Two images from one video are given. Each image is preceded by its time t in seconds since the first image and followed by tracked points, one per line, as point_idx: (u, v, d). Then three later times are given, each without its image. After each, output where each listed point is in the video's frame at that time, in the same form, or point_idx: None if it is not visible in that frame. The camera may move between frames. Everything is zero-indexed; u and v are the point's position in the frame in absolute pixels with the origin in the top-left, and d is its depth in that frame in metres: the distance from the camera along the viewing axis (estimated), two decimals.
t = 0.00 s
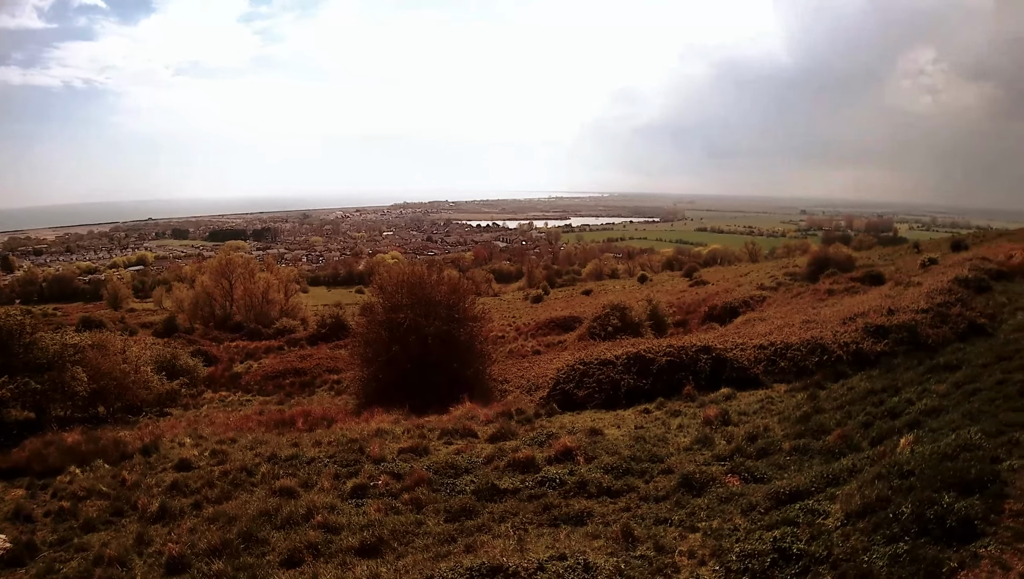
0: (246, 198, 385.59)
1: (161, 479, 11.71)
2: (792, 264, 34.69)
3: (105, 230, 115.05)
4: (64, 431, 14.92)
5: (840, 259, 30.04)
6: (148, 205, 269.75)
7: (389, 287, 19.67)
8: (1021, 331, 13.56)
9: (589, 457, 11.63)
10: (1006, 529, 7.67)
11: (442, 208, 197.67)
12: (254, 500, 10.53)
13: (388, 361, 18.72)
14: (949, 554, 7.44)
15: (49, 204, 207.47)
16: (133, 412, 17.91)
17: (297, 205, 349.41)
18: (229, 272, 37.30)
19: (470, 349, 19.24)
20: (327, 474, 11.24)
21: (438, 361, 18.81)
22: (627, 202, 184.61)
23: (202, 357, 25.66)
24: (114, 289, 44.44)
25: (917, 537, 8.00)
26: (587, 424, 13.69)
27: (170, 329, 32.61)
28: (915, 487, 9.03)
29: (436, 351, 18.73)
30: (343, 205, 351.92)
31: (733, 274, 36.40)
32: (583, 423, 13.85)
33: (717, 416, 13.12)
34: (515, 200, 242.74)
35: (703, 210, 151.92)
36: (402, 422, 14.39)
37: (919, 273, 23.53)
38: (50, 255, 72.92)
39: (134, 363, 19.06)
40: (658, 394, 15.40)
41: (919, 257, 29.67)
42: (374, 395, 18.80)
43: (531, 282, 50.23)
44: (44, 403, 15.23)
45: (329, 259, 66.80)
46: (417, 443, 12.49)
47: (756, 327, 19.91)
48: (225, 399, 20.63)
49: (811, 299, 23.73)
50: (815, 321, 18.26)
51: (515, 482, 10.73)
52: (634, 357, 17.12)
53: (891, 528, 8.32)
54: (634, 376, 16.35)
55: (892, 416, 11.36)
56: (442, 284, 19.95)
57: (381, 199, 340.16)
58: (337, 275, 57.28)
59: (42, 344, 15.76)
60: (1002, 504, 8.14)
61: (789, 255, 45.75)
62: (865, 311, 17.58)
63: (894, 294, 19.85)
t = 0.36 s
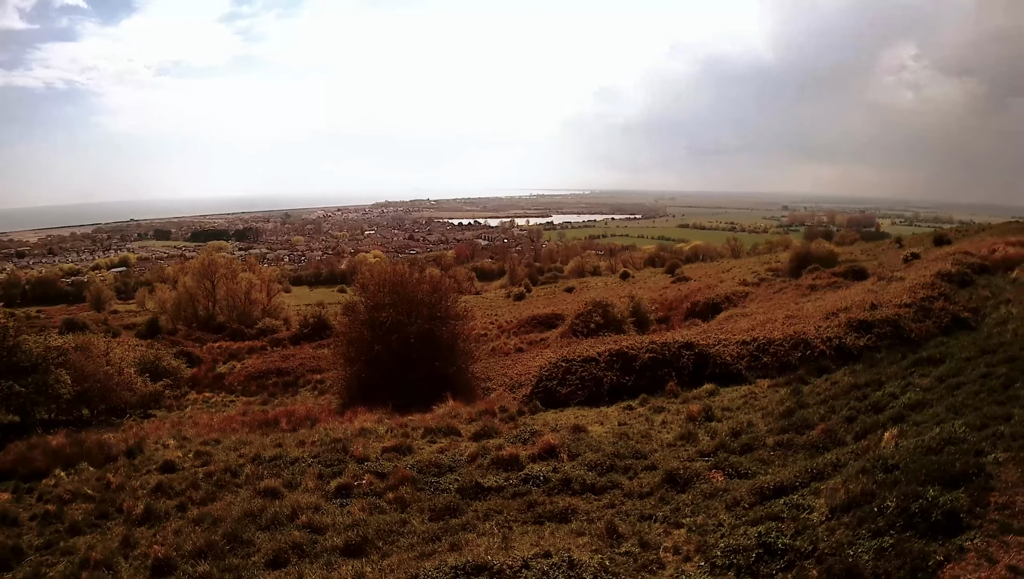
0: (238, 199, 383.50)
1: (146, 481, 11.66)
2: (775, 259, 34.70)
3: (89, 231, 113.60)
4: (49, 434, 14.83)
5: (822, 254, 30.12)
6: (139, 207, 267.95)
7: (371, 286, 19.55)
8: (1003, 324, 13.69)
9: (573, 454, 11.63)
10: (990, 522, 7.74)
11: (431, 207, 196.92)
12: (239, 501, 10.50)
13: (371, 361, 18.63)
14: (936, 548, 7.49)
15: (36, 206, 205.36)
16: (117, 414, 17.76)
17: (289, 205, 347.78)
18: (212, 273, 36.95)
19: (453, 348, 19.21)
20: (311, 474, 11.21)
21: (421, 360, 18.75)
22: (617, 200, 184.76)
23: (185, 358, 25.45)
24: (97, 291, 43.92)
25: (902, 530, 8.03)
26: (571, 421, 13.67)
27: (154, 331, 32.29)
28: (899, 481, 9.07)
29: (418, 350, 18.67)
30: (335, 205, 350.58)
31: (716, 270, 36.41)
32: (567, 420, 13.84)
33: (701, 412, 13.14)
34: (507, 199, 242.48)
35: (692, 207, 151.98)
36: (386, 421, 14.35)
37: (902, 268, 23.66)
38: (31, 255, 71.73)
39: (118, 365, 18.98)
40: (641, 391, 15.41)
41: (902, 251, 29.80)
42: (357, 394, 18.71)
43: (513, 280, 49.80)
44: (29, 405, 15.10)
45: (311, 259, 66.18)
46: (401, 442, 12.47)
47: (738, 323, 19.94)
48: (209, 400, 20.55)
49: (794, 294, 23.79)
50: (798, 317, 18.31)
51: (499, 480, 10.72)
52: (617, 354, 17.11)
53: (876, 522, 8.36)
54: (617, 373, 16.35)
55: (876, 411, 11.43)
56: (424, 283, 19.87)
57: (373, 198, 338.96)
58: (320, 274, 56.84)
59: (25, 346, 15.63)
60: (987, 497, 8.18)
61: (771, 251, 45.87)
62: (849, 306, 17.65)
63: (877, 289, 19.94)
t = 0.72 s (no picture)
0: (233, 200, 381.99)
1: (136, 483, 11.63)
2: (764, 258, 34.70)
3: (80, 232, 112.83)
4: (39, 437, 14.79)
5: (809, 253, 30.19)
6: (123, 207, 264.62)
7: (359, 287, 19.45)
8: (991, 321, 13.75)
9: (562, 454, 11.62)
10: (980, 519, 7.70)
11: (424, 207, 196.26)
12: (228, 503, 10.48)
13: (359, 362, 18.56)
14: (926, 545, 7.46)
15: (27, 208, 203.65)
16: (107, 417, 17.44)
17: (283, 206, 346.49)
18: (199, 275, 36.64)
19: (441, 348, 19.19)
20: (300, 475, 11.18)
21: (409, 361, 18.70)
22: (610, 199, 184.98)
23: (174, 360, 25.34)
24: (84, 293, 43.55)
25: (892, 528, 8.06)
26: (560, 421, 13.64)
27: (143, 333, 31.94)
28: (889, 479, 9.10)
29: (407, 351, 18.62)
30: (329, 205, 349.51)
31: (704, 269, 36.46)
32: (556, 420, 13.84)
33: (689, 411, 13.15)
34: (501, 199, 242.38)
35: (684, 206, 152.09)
36: (374, 422, 14.33)
37: (890, 267, 23.73)
38: (17, 257, 70.80)
39: (106, 367, 18.72)
40: (629, 390, 15.41)
41: (890, 250, 29.87)
42: (346, 396, 18.64)
43: (501, 279, 49.58)
44: (18, 408, 15.27)
45: (298, 259, 65.73)
46: (390, 443, 12.44)
47: (727, 321, 19.96)
48: (197, 402, 20.50)
49: (783, 293, 23.83)
50: (787, 315, 18.36)
51: (488, 480, 10.71)
52: (606, 354, 17.09)
53: (866, 520, 8.38)
54: (606, 372, 16.33)
55: (866, 409, 11.47)
56: (412, 283, 19.81)
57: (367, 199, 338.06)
58: (308, 275, 56.47)
59: (14, 349, 15.94)
60: (978, 493, 8.20)
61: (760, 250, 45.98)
62: (838, 304, 17.68)
63: (866, 287, 19.98)
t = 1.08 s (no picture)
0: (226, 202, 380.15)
1: (123, 489, 11.57)
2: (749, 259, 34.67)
3: (66, 236, 111.15)
4: (25, 442, 14.71)
5: (795, 254, 30.24)
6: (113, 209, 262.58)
7: (344, 290, 19.36)
8: (976, 321, 13.85)
9: (547, 457, 11.61)
10: (968, 518, 7.78)
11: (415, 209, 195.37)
12: (215, 507, 10.44)
13: (344, 365, 18.48)
14: (913, 545, 7.53)
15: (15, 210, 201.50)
16: (93, 422, 17.51)
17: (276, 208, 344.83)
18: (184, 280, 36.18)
19: (426, 352, 19.17)
20: (285, 479, 11.15)
21: (395, 364, 18.65)
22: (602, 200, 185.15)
23: (159, 364, 25.19)
24: (69, 298, 43.10)
25: (879, 527, 8.09)
26: (545, 424, 13.63)
27: (128, 337, 31.78)
28: (875, 479, 9.14)
29: (392, 354, 18.57)
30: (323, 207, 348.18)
31: (689, 271, 36.45)
32: (541, 422, 13.82)
33: (675, 413, 13.17)
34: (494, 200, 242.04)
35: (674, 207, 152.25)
36: (360, 426, 14.31)
37: (875, 267, 23.83)
38: None
39: (92, 372, 18.69)
40: (615, 393, 15.41)
41: (876, 250, 29.95)
42: (332, 400, 18.54)
43: (486, 282, 49.24)
44: (4, 413, 15.16)
45: (284, 261, 65.14)
46: (375, 446, 12.41)
47: (712, 323, 19.97)
48: (183, 407, 20.45)
49: (768, 294, 23.88)
50: (772, 316, 18.43)
51: (474, 483, 10.70)
52: (591, 356, 17.08)
53: (853, 520, 8.42)
54: (591, 375, 16.31)
55: (852, 409, 11.53)
56: (397, 287, 19.75)
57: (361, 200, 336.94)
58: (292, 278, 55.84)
59: None
60: (964, 493, 8.25)
61: (746, 251, 46.09)
62: (823, 305, 17.76)
63: (851, 288, 20.06)
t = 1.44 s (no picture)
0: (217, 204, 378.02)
1: (107, 494, 11.50)
2: (731, 259, 34.72)
3: (47, 241, 109.18)
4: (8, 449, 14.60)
5: (777, 253, 30.28)
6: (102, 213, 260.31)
7: (326, 293, 19.21)
8: (957, 318, 14.08)
9: (530, 458, 11.61)
10: (954, 514, 7.90)
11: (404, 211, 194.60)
12: (199, 512, 10.39)
13: (326, 368, 18.40)
14: (899, 541, 7.62)
15: None
16: (76, 428, 17.58)
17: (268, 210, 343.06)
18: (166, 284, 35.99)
19: (408, 354, 19.15)
20: (269, 483, 11.12)
21: (377, 367, 18.59)
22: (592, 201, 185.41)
23: (142, 369, 25.06)
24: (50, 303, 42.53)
25: (864, 525, 8.16)
26: (528, 425, 13.64)
27: (111, 342, 31.69)
28: (859, 476, 9.20)
29: (373, 357, 18.52)
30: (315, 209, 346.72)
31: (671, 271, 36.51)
32: (523, 424, 13.80)
33: (657, 413, 13.22)
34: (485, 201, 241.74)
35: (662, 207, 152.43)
36: (343, 429, 14.30)
37: (857, 266, 23.98)
38: None
39: (75, 378, 18.63)
40: (597, 393, 15.44)
41: (858, 248, 30.09)
42: (314, 403, 18.42)
43: (467, 284, 48.73)
44: None
45: (267, 264, 64.52)
46: (358, 449, 12.39)
47: (694, 323, 20.00)
48: (166, 412, 20.41)
49: (750, 293, 23.97)
50: (755, 315, 18.55)
51: (457, 485, 10.69)
52: (572, 357, 17.06)
53: (837, 518, 8.47)
54: (573, 375, 16.31)
55: (836, 407, 11.62)
56: (378, 289, 19.63)
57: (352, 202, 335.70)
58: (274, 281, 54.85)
59: None
60: (950, 489, 8.34)
61: (728, 250, 46.26)
62: (804, 304, 17.91)
63: (832, 286, 20.18)
